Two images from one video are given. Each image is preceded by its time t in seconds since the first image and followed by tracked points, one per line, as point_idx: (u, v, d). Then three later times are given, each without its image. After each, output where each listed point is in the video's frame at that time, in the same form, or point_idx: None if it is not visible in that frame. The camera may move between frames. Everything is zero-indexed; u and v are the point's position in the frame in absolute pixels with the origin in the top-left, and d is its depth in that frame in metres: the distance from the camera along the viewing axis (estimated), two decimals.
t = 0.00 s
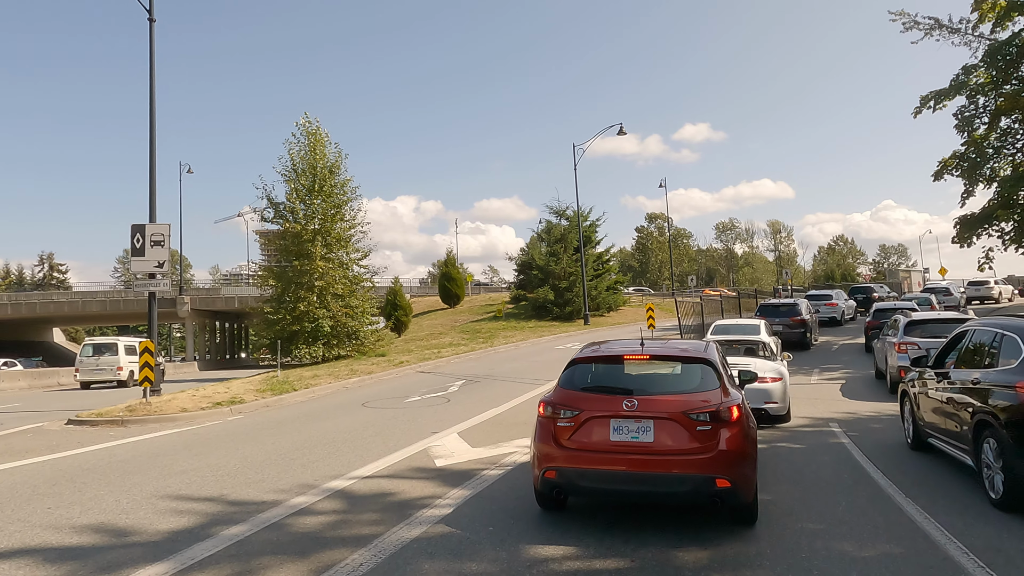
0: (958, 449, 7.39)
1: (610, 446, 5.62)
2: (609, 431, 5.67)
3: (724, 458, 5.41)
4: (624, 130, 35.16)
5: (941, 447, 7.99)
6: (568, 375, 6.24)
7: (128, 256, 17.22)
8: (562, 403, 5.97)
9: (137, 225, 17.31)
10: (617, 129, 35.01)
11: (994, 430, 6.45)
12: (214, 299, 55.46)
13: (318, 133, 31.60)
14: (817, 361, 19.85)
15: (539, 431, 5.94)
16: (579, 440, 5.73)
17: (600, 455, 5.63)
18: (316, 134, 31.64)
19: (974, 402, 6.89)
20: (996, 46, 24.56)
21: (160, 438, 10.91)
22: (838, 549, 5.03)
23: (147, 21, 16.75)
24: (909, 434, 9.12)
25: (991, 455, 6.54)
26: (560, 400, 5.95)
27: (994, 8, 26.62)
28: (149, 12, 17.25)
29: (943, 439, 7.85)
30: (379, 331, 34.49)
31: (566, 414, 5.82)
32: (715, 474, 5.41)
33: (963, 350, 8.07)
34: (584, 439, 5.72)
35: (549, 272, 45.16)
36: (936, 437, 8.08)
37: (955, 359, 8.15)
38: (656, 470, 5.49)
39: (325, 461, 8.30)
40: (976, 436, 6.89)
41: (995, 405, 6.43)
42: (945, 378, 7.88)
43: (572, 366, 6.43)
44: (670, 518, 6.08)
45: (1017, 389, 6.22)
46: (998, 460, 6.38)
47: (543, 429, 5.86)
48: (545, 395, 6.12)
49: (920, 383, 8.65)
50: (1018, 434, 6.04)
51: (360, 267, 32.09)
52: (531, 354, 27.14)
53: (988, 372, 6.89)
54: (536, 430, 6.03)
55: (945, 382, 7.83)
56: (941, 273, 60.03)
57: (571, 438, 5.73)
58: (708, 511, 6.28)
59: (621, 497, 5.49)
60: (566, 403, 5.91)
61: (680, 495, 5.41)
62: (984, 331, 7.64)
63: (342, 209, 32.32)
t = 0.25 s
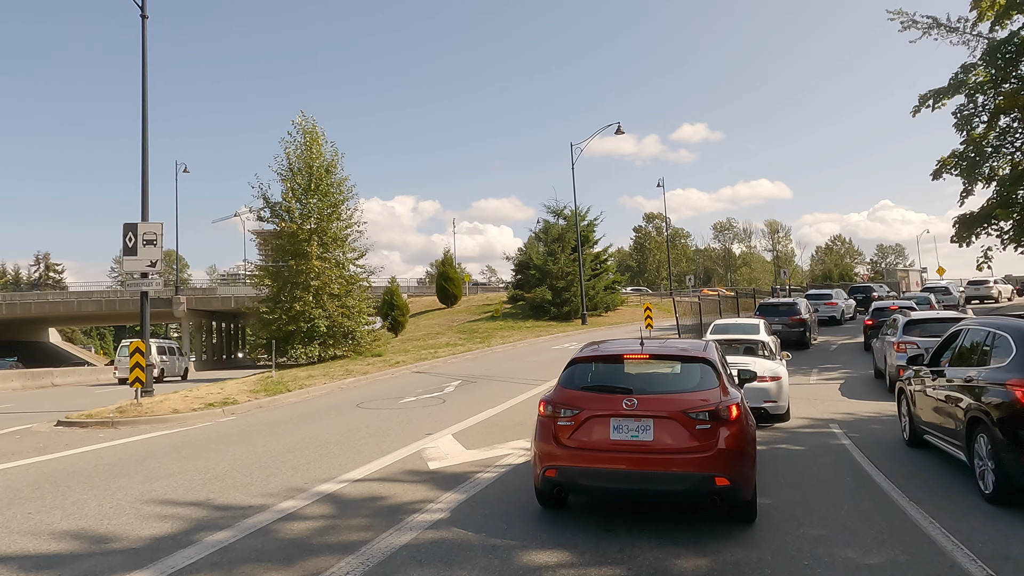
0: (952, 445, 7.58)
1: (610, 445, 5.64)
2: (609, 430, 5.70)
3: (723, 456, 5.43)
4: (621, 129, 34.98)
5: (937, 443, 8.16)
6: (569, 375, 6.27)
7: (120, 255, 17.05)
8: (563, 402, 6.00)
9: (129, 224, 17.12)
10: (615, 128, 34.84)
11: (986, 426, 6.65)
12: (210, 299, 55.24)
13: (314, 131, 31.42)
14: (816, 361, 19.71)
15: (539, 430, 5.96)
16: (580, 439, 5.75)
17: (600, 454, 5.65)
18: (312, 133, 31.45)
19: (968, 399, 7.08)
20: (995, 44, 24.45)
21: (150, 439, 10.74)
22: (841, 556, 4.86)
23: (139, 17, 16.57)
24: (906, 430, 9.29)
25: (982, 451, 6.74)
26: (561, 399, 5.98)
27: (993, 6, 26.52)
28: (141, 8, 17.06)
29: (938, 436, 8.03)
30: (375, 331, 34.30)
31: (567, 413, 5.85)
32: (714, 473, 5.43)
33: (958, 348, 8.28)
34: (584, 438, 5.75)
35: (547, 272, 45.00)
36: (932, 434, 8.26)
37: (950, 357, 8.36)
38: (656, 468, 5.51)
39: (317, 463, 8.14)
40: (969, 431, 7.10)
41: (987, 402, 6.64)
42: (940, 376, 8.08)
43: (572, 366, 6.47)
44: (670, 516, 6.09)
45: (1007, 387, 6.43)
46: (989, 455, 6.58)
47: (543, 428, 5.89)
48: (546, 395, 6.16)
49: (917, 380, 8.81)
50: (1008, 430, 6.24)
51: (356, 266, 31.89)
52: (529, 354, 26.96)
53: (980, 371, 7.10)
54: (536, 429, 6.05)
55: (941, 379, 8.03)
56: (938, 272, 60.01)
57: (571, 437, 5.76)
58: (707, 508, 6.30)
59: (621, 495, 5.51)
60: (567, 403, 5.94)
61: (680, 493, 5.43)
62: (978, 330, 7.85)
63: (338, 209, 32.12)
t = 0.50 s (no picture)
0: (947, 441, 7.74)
1: (610, 443, 5.61)
2: (609, 429, 5.67)
3: (723, 454, 5.40)
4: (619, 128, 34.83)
5: (934, 440, 8.31)
6: (569, 374, 6.25)
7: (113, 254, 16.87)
8: (563, 401, 5.97)
9: (121, 223, 16.93)
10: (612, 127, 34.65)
11: (979, 422, 6.82)
12: (207, 299, 55.00)
13: (311, 130, 31.22)
14: (814, 361, 19.58)
15: (540, 429, 5.94)
16: (580, 437, 5.72)
17: (600, 452, 5.61)
18: (309, 132, 31.26)
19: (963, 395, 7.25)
20: (995, 42, 24.33)
21: (140, 441, 10.56)
22: (844, 563, 4.70)
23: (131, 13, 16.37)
24: (903, 428, 9.44)
25: (975, 446, 6.90)
26: (561, 398, 5.96)
27: (992, 4, 26.41)
28: (133, 4, 16.85)
29: (935, 432, 8.19)
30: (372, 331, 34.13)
31: (567, 412, 5.82)
32: (714, 471, 5.40)
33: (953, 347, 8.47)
34: (584, 437, 5.72)
35: (544, 272, 44.86)
36: (930, 431, 8.42)
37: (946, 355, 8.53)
38: (656, 466, 5.48)
39: (307, 466, 7.97)
40: (963, 427, 7.27)
41: (980, 399, 6.82)
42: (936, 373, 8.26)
43: (573, 365, 6.44)
44: (670, 515, 6.05)
45: (999, 384, 6.62)
46: (981, 450, 6.76)
47: (544, 427, 5.87)
48: (547, 394, 6.13)
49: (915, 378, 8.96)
50: (1001, 426, 6.42)
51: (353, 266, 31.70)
52: (526, 354, 26.79)
53: (974, 368, 7.28)
54: (537, 428, 6.03)
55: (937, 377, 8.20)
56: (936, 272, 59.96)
57: (572, 436, 5.73)
58: (707, 508, 6.27)
59: (622, 493, 5.48)
60: (567, 401, 5.91)
61: (680, 492, 5.40)
62: (972, 329, 8.04)
63: (334, 208, 31.91)
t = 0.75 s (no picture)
0: (943, 438, 7.80)
1: (610, 442, 5.56)
2: (609, 427, 5.62)
3: (722, 453, 5.36)
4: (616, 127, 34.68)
5: (929, 437, 8.36)
6: (569, 372, 6.19)
7: (104, 254, 16.69)
8: (564, 399, 5.92)
9: (112, 222, 16.73)
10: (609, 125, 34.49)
11: (971, 418, 6.89)
12: (202, 300, 54.73)
13: (307, 129, 31.02)
14: (813, 361, 19.45)
15: (540, 428, 5.89)
16: (581, 436, 5.67)
17: (600, 451, 5.57)
18: (305, 130, 31.05)
19: (956, 393, 7.34)
20: (993, 41, 24.21)
21: (129, 443, 10.37)
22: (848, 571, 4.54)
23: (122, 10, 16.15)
24: (900, 426, 9.50)
25: (969, 442, 6.97)
26: (562, 397, 5.91)
27: (990, 2, 26.28)
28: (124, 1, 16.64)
29: (929, 429, 8.26)
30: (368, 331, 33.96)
31: (567, 410, 5.77)
32: (713, 469, 5.36)
33: (946, 346, 8.56)
34: (586, 436, 5.66)
35: (542, 271, 44.68)
36: (925, 429, 8.48)
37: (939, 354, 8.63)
38: (656, 464, 5.43)
39: (297, 470, 7.79)
40: (956, 423, 7.35)
41: (971, 395, 6.91)
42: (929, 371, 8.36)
43: (573, 364, 6.37)
44: (669, 513, 5.99)
45: (991, 381, 6.64)
46: (975, 445, 6.82)
47: (545, 425, 5.83)
48: (548, 394, 6.09)
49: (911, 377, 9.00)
50: (990, 421, 6.49)
51: (349, 266, 31.50)
52: (523, 354, 26.63)
53: (966, 366, 7.38)
54: (537, 426, 5.98)
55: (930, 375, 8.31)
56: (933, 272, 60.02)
57: (573, 434, 5.68)
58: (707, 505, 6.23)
59: (622, 491, 5.44)
60: (567, 400, 5.87)
61: (679, 490, 5.36)
62: (965, 329, 8.15)
63: (330, 207, 31.68)
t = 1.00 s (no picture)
0: (939, 436, 7.88)
1: (610, 441, 5.51)
2: (610, 427, 5.56)
3: (722, 452, 5.30)
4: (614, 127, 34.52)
5: (927, 435, 8.38)
6: (570, 372, 6.12)
7: (96, 253, 16.49)
8: (565, 399, 5.87)
9: (104, 221, 16.52)
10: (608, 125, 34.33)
11: (966, 416, 7.04)
12: (198, 300, 54.46)
13: (304, 128, 30.84)
14: (812, 361, 19.33)
15: (541, 427, 5.83)
16: (581, 435, 5.61)
17: (601, 450, 5.51)
18: (302, 129, 30.87)
19: (952, 392, 7.47)
20: (993, 40, 24.13)
21: (119, 445, 10.20)
22: None
23: (115, 5, 15.96)
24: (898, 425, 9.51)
25: (964, 439, 7.12)
26: (562, 397, 5.86)
27: (990, 1, 26.16)
28: None
29: (927, 427, 8.29)
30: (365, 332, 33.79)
31: (568, 410, 5.72)
32: (712, 468, 5.30)
33: (943, 345, 8.59)
34: (586, 435, 5.61)
35: (539, 271, 44.52)
36: (923, 427, 8.50)
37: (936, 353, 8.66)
38: (656, 464, 5.37)
39: (287, 473, 7.63)
40: (952, 421, 7.47)
41: (967, 393, 7.05)
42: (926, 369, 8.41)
43: (573, 364, 6.30)
44: (668, 513, 5.91)
45: (986, 380, 6.78)
46: (969, 442, 6.97)
47: (545, 424, 5.78)
48: (549, 393, 6.03)
49: (908, 376, 9.00)
50: (984, 418, 6.64)
51: (346, 265, 31.33)
52: (521, 354, 26.47)
53: (962, 366, 7.52)
54: (538, 426, 5.92)
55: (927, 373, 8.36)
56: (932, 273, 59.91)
57: (573, 433, 5.62)
58: (707, 506, 6.15)
59: (622, 490, 5.39)
60: (568, 400, 5.81)
61: (679, 489, 5.30)
62: (962, 328, 8.24)
63: (327, 207, 31.50)
